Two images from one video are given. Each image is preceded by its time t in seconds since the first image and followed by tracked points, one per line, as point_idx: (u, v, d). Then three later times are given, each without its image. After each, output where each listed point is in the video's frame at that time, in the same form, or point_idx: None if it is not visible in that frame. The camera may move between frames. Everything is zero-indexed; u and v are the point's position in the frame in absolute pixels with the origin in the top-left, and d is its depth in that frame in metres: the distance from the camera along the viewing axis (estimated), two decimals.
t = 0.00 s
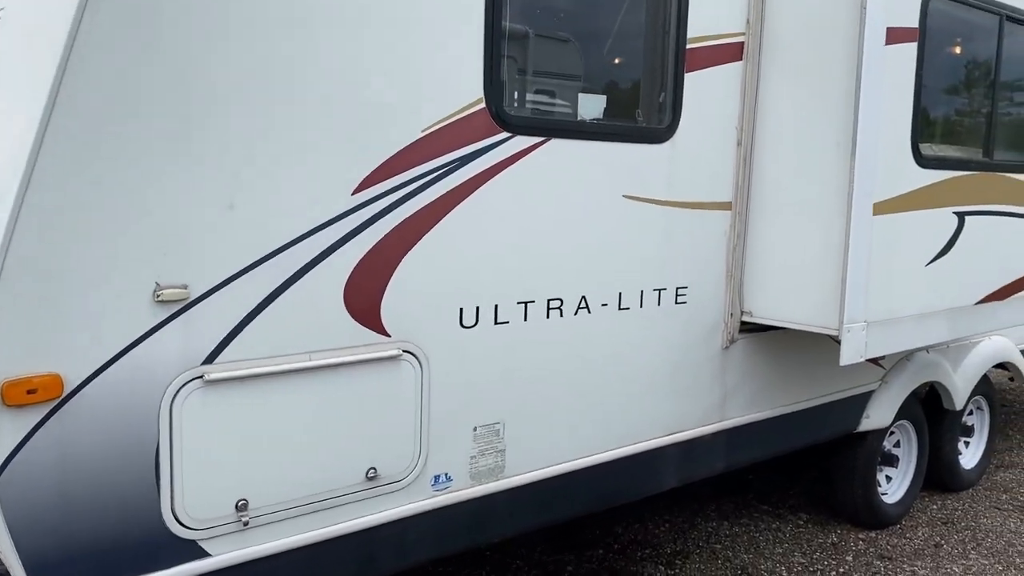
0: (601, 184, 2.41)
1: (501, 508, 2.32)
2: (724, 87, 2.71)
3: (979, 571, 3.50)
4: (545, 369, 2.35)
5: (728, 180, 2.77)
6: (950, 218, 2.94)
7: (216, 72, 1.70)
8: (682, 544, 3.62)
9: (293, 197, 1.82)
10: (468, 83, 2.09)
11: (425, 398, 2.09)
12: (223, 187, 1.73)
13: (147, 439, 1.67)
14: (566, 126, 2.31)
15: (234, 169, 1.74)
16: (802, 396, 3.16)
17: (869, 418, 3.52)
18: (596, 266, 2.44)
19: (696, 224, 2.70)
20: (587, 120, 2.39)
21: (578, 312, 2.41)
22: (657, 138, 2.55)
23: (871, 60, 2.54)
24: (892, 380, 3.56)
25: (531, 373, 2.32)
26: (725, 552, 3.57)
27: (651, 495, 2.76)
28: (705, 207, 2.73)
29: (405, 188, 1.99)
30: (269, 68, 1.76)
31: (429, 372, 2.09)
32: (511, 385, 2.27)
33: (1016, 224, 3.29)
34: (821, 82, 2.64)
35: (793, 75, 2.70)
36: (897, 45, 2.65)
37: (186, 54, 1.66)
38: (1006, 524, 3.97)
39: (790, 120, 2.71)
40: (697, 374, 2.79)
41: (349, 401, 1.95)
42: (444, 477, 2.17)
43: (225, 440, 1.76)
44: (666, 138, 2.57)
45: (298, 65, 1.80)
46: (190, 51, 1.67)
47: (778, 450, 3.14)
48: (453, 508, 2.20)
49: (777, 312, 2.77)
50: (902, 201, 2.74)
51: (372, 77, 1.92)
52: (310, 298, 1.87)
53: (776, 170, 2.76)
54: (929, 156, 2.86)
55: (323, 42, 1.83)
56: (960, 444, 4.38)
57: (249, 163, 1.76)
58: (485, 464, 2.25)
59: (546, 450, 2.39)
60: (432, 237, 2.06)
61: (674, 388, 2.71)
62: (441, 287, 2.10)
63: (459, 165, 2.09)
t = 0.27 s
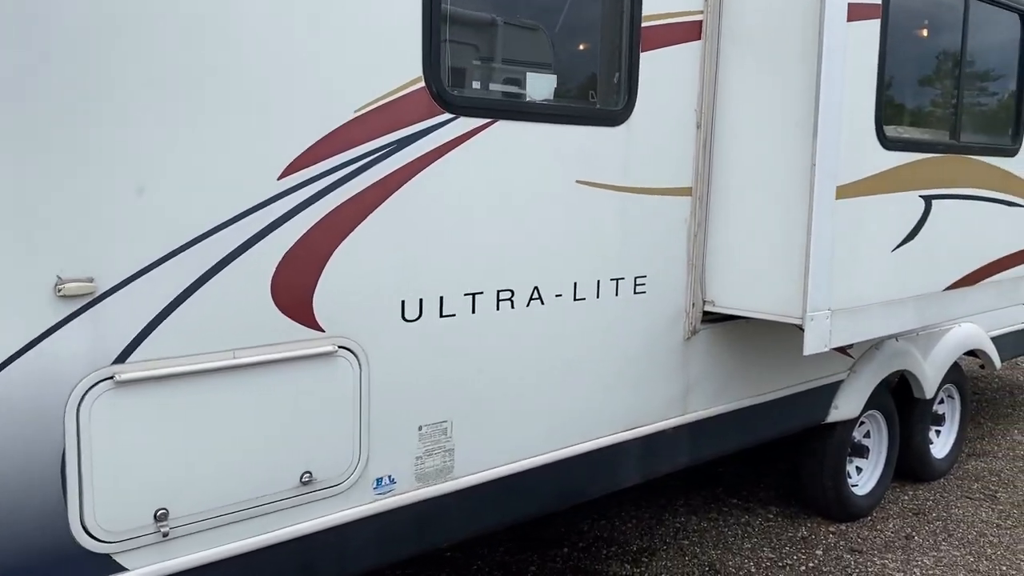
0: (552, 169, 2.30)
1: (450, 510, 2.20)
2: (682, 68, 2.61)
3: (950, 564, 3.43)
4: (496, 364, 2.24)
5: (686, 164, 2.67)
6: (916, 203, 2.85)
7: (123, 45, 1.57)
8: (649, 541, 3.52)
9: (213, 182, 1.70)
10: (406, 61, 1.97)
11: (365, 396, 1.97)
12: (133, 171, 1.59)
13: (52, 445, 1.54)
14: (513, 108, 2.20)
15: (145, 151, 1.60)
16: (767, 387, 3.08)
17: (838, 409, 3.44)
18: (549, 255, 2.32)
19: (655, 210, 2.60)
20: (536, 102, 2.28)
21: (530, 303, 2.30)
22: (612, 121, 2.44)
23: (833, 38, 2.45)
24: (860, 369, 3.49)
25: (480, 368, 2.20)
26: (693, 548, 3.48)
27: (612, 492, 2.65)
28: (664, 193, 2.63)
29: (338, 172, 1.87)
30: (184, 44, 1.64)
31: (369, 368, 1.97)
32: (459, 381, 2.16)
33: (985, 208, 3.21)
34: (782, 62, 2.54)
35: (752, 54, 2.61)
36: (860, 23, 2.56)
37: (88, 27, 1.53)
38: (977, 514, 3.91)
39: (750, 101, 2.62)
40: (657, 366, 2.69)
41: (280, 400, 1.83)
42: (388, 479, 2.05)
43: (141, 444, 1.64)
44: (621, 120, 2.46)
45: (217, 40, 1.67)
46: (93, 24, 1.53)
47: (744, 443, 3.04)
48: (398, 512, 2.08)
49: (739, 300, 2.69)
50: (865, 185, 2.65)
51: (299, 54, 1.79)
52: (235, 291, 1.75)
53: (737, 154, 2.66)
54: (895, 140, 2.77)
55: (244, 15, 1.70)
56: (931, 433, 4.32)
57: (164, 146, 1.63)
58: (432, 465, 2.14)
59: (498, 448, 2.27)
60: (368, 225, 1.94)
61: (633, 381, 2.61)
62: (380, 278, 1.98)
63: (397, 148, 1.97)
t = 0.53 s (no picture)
0: (488, 170, 2.17)
1: (381, 534, 2.06)
2: (628, 64, 2.49)
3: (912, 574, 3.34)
4: (429, 378, 2.10)
5: (634, 165, 2.55)
6: (872, 204, 2.75)
7: None
8: (606, 554, 3.40)
9: (98, 187, 1.54)
10: (321, 55, 1.83)
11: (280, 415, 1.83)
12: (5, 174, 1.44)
13: None
14: (443, 105, 2.06)
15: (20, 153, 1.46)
16: (724, 395, 2.97)
17: (798, 416, 3.33)
18: (485, 262, 2.19)
19: (601, 213, 2.48)
20: (469, 98, 2.14)
21: (465, 313, 2.16)
22: (553, 119, 2.31)
23: (782, 32, 2.34)
24: (819, 375, 3.39)
25: (411, 384, 2.06)
26: (651, 562, 3.37)
27: (559, 508, 2.53)
28: (610, 195, 2.50)
29: (245, 175, 1.73)
30: (64, 35, 1.49)
31: (284, 386, 1.83)
32: (387, 398, 2.02)
33: (944, 209, 3.12)
34: (730, 57, 2.43)
35: (700, 50, 2.49)
36: (811, 16, 2.45)
37: None
38: (942, 520, 3.83)
39: (700, 98, 2.50)
40: (605, 376, 2.57)
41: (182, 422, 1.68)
42: (309, 504, 1.91)
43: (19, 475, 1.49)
44: (562, 118, 2.33)
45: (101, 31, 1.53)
46: None
47: (700, 453, 2.93)
48: (321, 539, 1.94)
49: (690, 307, 2.57)
50: (819, 185, 2.55)
51: (197, 47, 1.65)
52: (127, 305, 1.60)
53: (686, 154, 2.55)
54: (849, 137, 2.67)
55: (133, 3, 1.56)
56: (895, 438, 4.24)
57: (40, 148, 1.48)
58: (359, 487, 2.00)
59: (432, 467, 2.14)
60: (281, 231, 1.80)
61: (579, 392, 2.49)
62: (297, 288, 1.84)
63: (313, 147, 1.84)
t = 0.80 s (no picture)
0: (417, 181, 2.02)
1: None
2: (569, 67, 2.36)
3: None
4: (354, 404, 1.95)
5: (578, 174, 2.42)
6: (827, 212, 2.64)
7: None
8: None
9: None
10: (225, 56, 1.68)
11: (182, 451, 1.66)
12: None
13: None
14: (364, 109, 1.91)
15: None
16: (677, 413, 2.84)
17: (756, 432, 3.22)
18: (416, 279, 2.05)
19: (543, 224, 2.35)
20: (395, 102, 1.99)
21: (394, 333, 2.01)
22: (488, 125, 2.17)
23: (729, 33, 2.23)
24: (778, 389, 3.28)
25: (334, 411, 1.91)
26: None
27: (504, 538, 2.38)
28: (553, 206, 2.37)
29: (137, 187, 1.57)
30: None
31: (185, 419, 1.67)
32: (306, 427, 1.86)
33: (903, 217, 3.02)
34: (677, 60, 2.31)
35: (646, 53, 2.37)
36: (760, 16, 2.34)
37: None
38: (906, 535, 3.74)
39: (646, 103, 2.38)
40: (551, 396, 2.43)
41: (67, 461, 1.52)
42: (218, 547, 1.74)
43: None
44: (499, 124, 2.20)
45: None
46: None
47: (654, 474, 2.80)
48: None
49: (639, 322, 2.44)
50: (771, 193, 2.43)
51: (76, 48, 1.49)
52: None
53: (634, 162, 2.42)
54: (802, 143, 2.56)
55: None
56: (858, 451, 4.15)
57: None
58: (275, 525, 1.84)
59: (359, 501, 1.98)
60: (179, 249, 1.64)
61: (522, 415, 2.35)
62: (201, 311, 1.68)
63: (216, 157, 1.68)
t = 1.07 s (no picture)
0: (347, 184, 1.89)
1: None
2: (514, 63, 2.24)
3: None
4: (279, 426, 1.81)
5: (525, 176, 2.30)
6: (786, 213, 2.54)
7: None
8: None
9: None
10: (124, 49, 1.54)
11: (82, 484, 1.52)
12: None
13: None
14: (286, 107, 1.78)
15: None
16: (636, 423, 2.72)
17: (720, 441, 3.11)
18: (347, 289, 1.91)
19: (488, 230, 2.22)
20: (321, 100, 1.86)
21: (323, 349, 1.88)
22: (426, 124, 2.05)
23: (678, 25, 2.12)
24: (742, 397, 3.17)
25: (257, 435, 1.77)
26: None
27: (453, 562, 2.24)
28: (498, 210, 2.24)
29: (23, 194, 1.43)
30: None
31: (84, 451, 1.52)
32: (226, 452, 1.72)
33: (865, 217, 2.93)
34: (626, 54, 2.19)
35: (594, 48, 2.25)
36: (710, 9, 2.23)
37: None
38: (876, 542, 3.64)
39: (595, 100, 2.26)
40: (500, 411, 2.30)
41: None
42: None
43: None
44: (437, 123, 2.07)
45: None
46: None
47: (613, 489, 2.68)
48: None
49: (592, 331, 2.32)
50: (726, 194, 2.33)
51: None
52: None
53: (583, 162, 2.30)
54: (759, 141, 2.45)
55: None
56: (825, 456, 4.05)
57: None
58: (193, 560, 1.70)
59: (288, 530, 1.85)
60: (74, 264, 1.50)
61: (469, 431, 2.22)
62: (102, 329, 1.53)
63: (116, 159, 1.54)
